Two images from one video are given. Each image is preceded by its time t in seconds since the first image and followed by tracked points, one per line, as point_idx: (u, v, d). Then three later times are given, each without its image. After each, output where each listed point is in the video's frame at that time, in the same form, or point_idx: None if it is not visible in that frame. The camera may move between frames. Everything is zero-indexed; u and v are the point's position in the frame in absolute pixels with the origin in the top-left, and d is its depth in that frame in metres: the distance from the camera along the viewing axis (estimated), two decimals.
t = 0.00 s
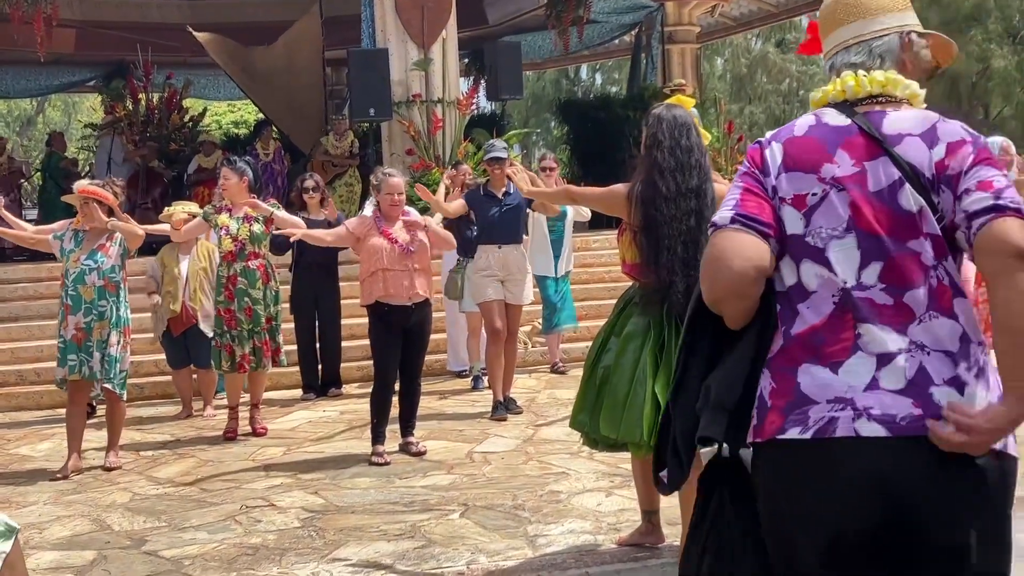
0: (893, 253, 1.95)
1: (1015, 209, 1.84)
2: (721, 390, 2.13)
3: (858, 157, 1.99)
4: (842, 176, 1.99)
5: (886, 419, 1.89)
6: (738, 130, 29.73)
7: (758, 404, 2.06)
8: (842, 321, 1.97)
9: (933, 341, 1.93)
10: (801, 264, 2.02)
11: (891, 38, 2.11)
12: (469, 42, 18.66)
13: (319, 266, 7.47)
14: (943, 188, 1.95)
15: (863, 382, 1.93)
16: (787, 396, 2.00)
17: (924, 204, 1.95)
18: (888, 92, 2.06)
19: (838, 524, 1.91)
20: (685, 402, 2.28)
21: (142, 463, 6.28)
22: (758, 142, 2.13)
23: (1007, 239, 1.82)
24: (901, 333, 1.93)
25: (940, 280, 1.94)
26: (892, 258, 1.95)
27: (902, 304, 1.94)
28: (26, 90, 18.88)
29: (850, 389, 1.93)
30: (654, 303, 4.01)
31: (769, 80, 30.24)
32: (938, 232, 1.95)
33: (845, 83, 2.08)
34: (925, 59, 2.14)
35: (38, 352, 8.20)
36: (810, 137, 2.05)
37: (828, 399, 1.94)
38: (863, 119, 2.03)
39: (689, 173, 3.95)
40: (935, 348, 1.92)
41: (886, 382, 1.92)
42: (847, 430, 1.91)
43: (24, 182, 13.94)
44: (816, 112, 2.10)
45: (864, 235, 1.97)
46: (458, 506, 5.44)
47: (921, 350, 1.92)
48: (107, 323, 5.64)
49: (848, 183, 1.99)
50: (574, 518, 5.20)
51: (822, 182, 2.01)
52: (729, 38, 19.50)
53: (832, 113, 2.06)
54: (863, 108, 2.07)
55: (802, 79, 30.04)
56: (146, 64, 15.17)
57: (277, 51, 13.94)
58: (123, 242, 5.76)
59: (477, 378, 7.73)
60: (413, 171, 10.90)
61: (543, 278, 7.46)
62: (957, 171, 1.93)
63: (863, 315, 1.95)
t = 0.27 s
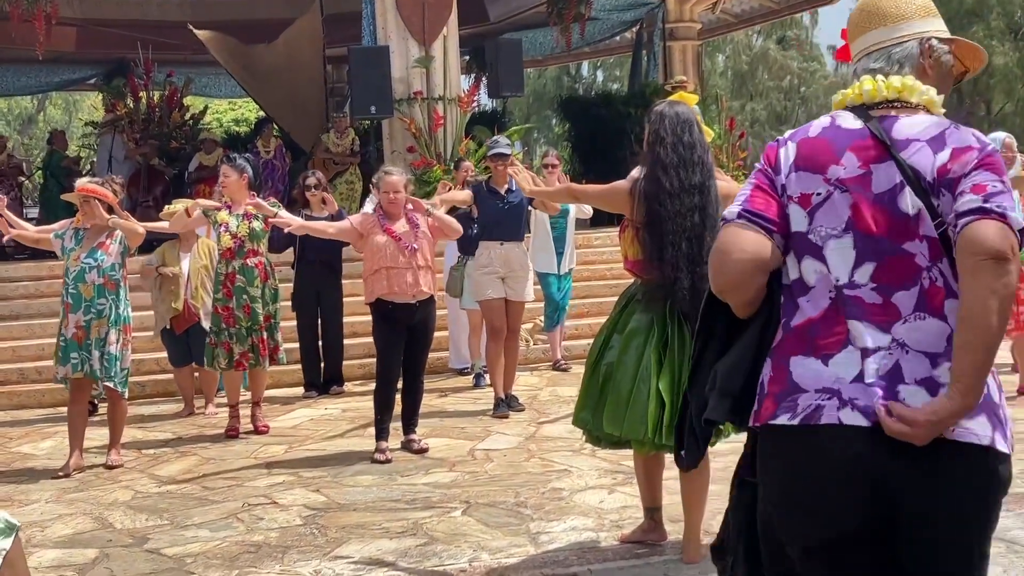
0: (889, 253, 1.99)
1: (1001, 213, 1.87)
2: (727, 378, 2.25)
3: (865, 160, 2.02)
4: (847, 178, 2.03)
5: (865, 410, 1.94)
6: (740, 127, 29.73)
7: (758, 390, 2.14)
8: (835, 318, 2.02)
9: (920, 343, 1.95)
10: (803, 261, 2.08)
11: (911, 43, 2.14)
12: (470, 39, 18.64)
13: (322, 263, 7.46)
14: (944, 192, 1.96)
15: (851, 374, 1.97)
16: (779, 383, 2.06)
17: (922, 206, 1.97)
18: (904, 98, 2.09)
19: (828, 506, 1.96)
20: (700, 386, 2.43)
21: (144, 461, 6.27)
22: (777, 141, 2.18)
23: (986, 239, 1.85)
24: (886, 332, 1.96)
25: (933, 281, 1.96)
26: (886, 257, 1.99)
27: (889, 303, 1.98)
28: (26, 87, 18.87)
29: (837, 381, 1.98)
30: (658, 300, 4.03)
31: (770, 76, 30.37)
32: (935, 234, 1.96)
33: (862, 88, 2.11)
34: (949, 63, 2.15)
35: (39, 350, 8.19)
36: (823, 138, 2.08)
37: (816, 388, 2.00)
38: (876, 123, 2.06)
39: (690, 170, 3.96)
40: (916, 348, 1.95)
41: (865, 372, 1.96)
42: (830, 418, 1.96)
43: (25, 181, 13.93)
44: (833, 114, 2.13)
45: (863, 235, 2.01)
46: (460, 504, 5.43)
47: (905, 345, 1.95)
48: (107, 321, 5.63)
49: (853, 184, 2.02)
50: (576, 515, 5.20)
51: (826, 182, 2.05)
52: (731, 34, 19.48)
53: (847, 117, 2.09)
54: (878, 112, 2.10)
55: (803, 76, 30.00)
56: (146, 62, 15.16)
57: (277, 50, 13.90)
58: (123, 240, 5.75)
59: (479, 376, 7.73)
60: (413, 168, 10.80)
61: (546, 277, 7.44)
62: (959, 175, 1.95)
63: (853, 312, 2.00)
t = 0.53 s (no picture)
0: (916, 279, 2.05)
1: None
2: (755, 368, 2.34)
3: (907, 177, 2.06)
4: (887, 194, 2.07)
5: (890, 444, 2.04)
6: (741, 123, 29.70)
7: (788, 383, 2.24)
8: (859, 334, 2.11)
9: (935, 373, 2.03)
10: (839, 268, 2.14)
11: (974, 62, 2.14)
12: (472, 37, 18.63)
13: (326, 261, 7.46)
14: (977, 216, 2.01)
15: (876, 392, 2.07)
16: (805, 384, 2.17)
17: (955, 230, 2.02)
18: (954, 116, 2.10)
19: (843, 512, 2.08)
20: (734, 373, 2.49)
21: (147, 459, 6.27)
22: (827, 139, 2.21)
23: (1000, 282, 1.89)
24: (906, 364, 2.05)
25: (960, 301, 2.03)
26: (914, 285, 2.05)
27: (913, 333, 2.05)
28: (28, 85, 18.93)
29: (866, 401, 2.07)
30: (659, 298, 4.03)
31: (772, 73, 30.27)
32: (963, 259, 2.02)
33: (914, 99, 2.12)
34: (1002, 89, 2.17)
35: (42, 348, 8.19)
36: (869, 145, 2.12)
37: (848, 402, 2.09)
38: (924, 139, 2.08)
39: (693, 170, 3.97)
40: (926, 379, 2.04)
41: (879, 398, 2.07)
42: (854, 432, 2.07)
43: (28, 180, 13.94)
44: (881, 122, 2.16)
45: (896, 256, 2.07)
46: (463, 501, 5.43)
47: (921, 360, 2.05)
48: (109, 320, 5.61)
49: (894, 202, 2.07)
50: (580, 512, 5.19)
51: (867, 194, 2.10)
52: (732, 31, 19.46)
53: (896, 128, 2.11)
54: (927, 126, 2.11)
55: (804, 72, 29.99)
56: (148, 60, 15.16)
57: (279, 48, 13.90)
58: (125, 238, 5.73)
59: (482, 373, 7.72)
60: (416, 165, 10.74)
61: (548, 274, 7.46)
62: (996, 203, 2.00)
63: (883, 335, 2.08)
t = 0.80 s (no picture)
0: (934, 275, 2.15)
1: None
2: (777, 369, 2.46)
3: (915, 177, 2.18)
4: (898, 195, 2.18)
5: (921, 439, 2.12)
6: (743, 121, 29.64)
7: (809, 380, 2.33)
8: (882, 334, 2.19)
9: (958, 365, 2.12)
10: (853, 269, 2.25)
11: (976, 70, 2.30)
12: (473, 34, 18.60)
13: (330, 260, 7.48)
14: (985, 211, 2.14)
15: (900, 393, 2.14)
16: (823, 382, 2.26)
17: (965, 224, 2.13)
18: (955, 118, 2.25)
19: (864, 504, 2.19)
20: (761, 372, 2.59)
21: (151, 458, 6.28)
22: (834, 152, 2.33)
23: (1017, 271, 2.01)
24: (933, 359, 2.13)
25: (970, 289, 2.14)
26: (931, 279, 2.15)
27: (936, 326, 2.14)
28: (31, 84, 18.99)
29: (890, 400, 2.15)
30: (662, 295, 4.04)
31: (774, 71, 30.22)
32: (974, 250, 2.14)
33: (918, 104, 2.28)
34: (1000, 98, 2.34)
35: (45, 348, 8.21)
36: (876, 151, 2.24)
37: (869, 401, 2.17)
38: (928, 139, 2.21)
39: (695, 167, 3.98)
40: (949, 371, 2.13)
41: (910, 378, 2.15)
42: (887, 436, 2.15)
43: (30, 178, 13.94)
44: (887, 130, 2.29)
45: (912, 254, 2.17)
46: (466, 499, 5.44)
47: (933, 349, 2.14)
48: (112, 319, 5.62)
49: (903, 202, 2.18)
50: (583, 509, 5.20)
51: (879, 196, 2.20)
52: (734, 28, 19.41)
53: (901, 134, 2.24)
54: (930, 128, 2.26)
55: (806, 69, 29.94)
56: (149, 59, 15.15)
57: (282, 47, 13.98)
58: (127, 237, 5.73)
59: (485, 371, 7.73)
60: (419, 164, 10.76)
61: (550, 272, 7.45)
62: (1003, 198, 2.12)
63: (901, 334, 2.17)
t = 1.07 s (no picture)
0: (917, 263, 2.27)
1: (1017, 242, 2.12)
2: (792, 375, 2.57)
3: (902, 180, 2.29)
4: (886, 198, 2.30)
5: (879, 401, 2.27)
6: (745, 118, 29.60)
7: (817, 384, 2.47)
8: (865, 319, 2.34)
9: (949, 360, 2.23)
10: (849, 273, 2.37)
11: (965, 78, 2.42)
12: (475, 32, 18.58)
13: (332, 258, 7.48)
14: (971, 209, 2.23)
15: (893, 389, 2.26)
16: (825, 376, 2.42)
17: (951, 222, 2.24)
18: (941, 123, 2.36)
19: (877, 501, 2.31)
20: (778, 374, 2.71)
21: (153, 457, 6.28)
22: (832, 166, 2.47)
23: (1003, 267, 2.11)
24: (926, 356, 2.25)
25: (955, 286, 2.24)
26: (914, 266, 2.27)
27: (914, 305, 2.27)
28: (33, 84, 18.97)
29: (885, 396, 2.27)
30: (665, 292, 4.03)
31: (776, 68, 29.93)
32: (960, 247, 2.23)
33: (903, 113, 2.39)
34: (989, 105, 2.44)
35: (48, 347, 8.22)
36: (868, 162, 2.37)
37: (848, 384, 2.33)
38: (914, 146, 2.32)
39: (697, 165, 3.97)
40: (936, 344, 2.24)
41: (904, 376, 2.25)
42: (856, 409, 2.31)
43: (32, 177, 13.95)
44: (879, 140, 2.41)
45: (896, 247, 2.29)
46: (469, 497, 5.44)
47: (923, 344, 2.25)
48: (114, 319, 5.61)
49: (892, 206, 2.30)
50: (585, 508, 5.20)
51: (870, 202, 2.33)
52: (736, 25, 19.36)
53: (890, 143, 2.37)
54: (918, 135, 2.36)
55: (808, 66, 29.92)
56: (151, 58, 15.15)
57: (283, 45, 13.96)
58: (129, 238, 5.73)
59: (487, 369, 7.73)
60: (421, 162, 10.76)
61: (553, 270, 7.42)
62: (986, 195, 2.22)
63: (888, 323, 2.30)
